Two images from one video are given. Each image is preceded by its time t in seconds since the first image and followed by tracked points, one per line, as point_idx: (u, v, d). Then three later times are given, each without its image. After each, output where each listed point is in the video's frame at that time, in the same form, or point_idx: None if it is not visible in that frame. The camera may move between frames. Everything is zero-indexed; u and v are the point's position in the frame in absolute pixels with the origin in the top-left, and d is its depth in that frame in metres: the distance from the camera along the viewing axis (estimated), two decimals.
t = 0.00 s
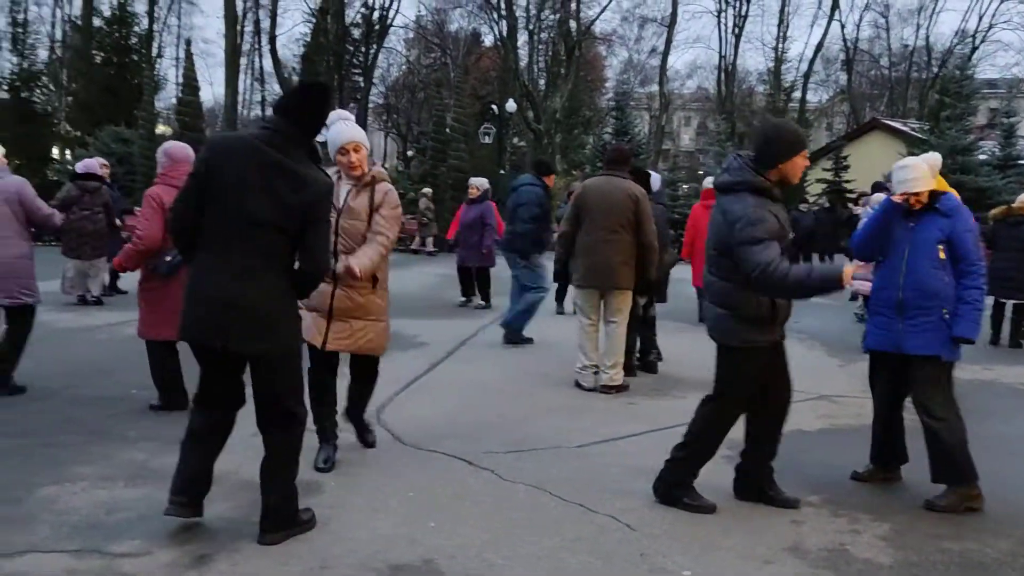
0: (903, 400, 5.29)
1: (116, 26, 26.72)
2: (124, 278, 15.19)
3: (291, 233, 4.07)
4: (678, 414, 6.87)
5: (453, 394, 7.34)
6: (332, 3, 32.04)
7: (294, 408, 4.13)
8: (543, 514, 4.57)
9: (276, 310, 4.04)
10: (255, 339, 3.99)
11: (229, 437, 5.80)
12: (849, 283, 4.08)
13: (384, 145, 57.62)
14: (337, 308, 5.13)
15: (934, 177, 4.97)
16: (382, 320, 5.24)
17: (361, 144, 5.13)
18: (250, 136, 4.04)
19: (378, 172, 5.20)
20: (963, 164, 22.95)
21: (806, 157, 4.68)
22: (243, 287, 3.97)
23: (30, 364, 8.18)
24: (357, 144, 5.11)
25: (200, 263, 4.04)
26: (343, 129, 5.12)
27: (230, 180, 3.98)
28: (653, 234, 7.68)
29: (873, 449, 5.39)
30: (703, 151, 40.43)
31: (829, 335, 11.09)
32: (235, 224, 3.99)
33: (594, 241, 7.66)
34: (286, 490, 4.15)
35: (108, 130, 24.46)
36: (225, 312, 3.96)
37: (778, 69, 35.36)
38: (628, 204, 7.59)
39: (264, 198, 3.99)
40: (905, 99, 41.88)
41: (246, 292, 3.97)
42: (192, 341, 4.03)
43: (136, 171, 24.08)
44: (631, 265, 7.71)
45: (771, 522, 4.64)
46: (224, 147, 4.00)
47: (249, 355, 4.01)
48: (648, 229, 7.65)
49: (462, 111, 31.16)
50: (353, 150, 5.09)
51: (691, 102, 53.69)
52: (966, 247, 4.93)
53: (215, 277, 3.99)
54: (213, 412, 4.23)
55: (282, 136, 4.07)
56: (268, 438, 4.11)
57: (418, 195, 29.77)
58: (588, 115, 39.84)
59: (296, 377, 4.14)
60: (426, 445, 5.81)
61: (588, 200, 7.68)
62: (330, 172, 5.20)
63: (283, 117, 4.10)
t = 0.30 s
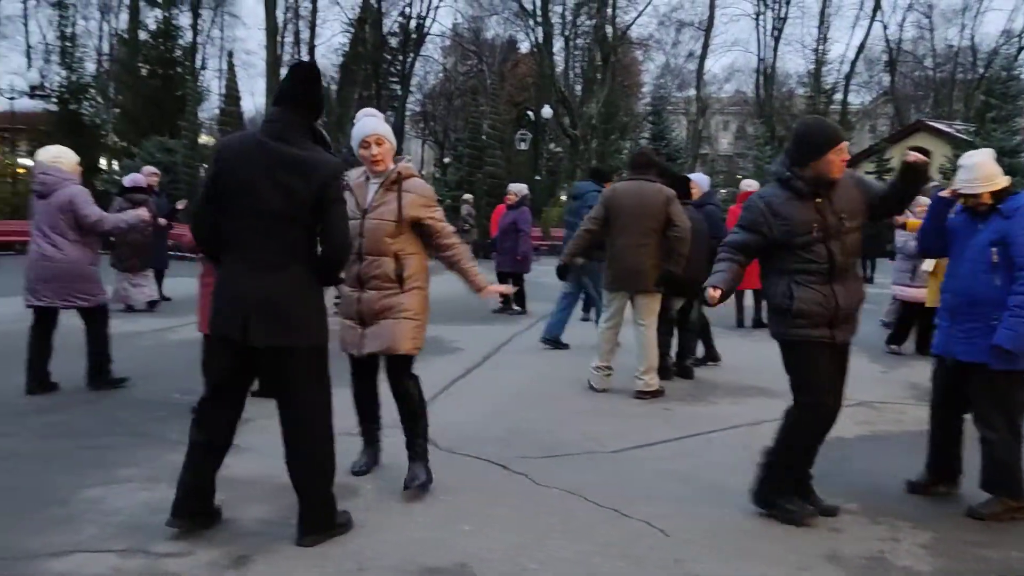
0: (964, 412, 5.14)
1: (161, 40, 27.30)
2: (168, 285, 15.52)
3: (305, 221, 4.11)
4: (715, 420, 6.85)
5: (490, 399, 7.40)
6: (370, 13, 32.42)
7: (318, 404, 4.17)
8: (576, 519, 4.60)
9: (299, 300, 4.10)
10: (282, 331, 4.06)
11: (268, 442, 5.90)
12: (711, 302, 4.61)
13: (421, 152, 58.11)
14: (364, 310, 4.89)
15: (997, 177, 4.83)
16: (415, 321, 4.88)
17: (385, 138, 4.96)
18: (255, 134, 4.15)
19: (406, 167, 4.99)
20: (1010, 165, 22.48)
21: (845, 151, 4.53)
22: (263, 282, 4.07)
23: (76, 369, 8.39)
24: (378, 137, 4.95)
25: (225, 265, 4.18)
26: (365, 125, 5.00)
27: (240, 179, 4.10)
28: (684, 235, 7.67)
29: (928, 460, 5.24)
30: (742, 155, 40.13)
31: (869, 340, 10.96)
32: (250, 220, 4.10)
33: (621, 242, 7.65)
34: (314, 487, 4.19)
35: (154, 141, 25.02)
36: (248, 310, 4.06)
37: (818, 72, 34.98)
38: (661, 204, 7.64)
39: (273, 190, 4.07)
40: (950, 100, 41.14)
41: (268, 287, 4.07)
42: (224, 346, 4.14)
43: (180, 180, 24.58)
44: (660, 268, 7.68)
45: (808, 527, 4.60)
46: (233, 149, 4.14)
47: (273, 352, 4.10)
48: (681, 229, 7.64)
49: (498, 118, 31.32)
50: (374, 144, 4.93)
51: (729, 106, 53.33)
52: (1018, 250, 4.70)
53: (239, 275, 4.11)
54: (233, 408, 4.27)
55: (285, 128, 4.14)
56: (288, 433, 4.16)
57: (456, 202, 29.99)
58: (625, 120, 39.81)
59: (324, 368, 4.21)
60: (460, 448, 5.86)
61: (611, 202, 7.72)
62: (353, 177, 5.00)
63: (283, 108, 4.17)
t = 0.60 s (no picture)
0: None
1: (205, 49, 27.72)
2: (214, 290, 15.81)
3: (285, 222, 4.14)
4: (755, 423, 6.81)
5: (528, 402, 7.44)
6: (408, 19, 32.66)
7: (334, 404, 4.24)
8: (617, 522, 4.61)
9: (293, 299, 4.13)
10: (280, 332, 4.09)
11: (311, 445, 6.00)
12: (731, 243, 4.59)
13: (459, 156, 58.36)
14: (438, 326, 4.78)
15: None
16: (484, 332, 4.79)
17: (416, 157, 4.90)
18: (236, 148, 4.26)
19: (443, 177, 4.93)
20: None
21: (906, 152, 4.38)
22: (261, 287, 4.14)
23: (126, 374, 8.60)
24: (410, 156, 4.88)
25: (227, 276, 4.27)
26: (394, 147, 4.91)
27: (224, 192, 4.20)
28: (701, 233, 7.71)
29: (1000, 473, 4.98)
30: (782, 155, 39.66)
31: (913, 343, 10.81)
32: (239, 230, 4.20)
33: (642, 248, 7.76)
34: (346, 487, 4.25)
35: (198, 148, 25.45)
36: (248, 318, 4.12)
37: (860, 71, 34.46)
38: (678, 209, 7.66)
39: (259, 197, 4.14)
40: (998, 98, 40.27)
41: (262, 291, 4.12)
42: (231, 357, 4.22)
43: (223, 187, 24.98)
44: (684, 270, 7.76)
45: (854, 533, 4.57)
46: (224, 163, 4.25)
47: (285, 356, 4.17)
48: (700, 231, 7.68)
49: (535, 121, 31.35)
50: (407, 164, 4.87)
51: (769, 106, 52.82)
52: None
53: (237, 283, 4.20)
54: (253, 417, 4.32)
55: (267, 135, 4.21)
56: (318, 434, 4.23)
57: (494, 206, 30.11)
58: (663, 121, 39.61)
59: (335, 365, 4.28)
60: (499, 451, 5.91)
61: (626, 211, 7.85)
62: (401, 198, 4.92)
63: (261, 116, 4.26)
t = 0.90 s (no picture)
0: None
1: (246, 53, 28.09)
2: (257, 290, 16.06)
3: (295, 232, 4.17)
4: (799, 423, 6.75)
5: (568, 402, 7.43)
6: (444, 19, 32.74)
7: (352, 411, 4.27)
8: (662, 522, 4.61)
9: (307, 308, 4.15)
10: (294, 340, 4.14)
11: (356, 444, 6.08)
12: (843, 183, 3.99)
13: (496, 155, 58.51)
14: (492, 325, 4.79)
15: None
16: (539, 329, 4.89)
17: (451, 156, 4.86)
18: (264, 160, 4.38)
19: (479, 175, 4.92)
20: None
21: (984, 156, 4.16)
22: (281, 294, 4.19)
23: (174, 374, 8.79)
24: (444, 156, 4.85)
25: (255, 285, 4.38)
26: (427, 149, 4.87)
27: (249, 203, 4.32)
28: (731, 232, 7.69)
29: None
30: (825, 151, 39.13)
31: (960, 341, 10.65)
32: (259, 239, 4.28)
33: (675, 249, 7.72)
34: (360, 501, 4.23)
35: (241, 151, 25.84)
36: (268, 326, 4.18)
37: (904, 64, 33.86)
38: (710, 207, 7.64)
39: (277, 207, 4.21)
40: None
41: (280, 299, 4.18)
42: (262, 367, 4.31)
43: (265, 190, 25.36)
44: (718, 268, 7.72)
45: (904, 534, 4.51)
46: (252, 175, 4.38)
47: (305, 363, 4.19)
48: (730, 230, 7.67)
49: (573, 120, 31.27)
50: (443, 164, 4.82)
51: (810, 102, 52.17)
52: None
53: (259, 292, 4.28)
54: (294, 436, 4.36)
55: (291, 145, 4.29)
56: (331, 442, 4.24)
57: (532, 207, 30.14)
58: (701, 118, 39.29)
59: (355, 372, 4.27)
60: (543, 450, 5.95)
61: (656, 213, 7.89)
62: (435, 203, 4.91)
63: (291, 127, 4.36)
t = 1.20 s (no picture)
0: None
1: (283, 52, 28.49)
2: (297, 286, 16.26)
3: (347, 217, 4.11)
4: (844, 417, 6.70)
5: (609, 397, 7.45)
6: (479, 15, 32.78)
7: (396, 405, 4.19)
8: (708, 515, 4.63)
9: (353, 296, 4.10)
10: (338, 329, 4.11)
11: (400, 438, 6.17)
12: None
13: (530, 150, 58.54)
14: (491, 317, 4.88)
15: None
16: (547, 330, 4.85)
17: (501, 142, 4.92)
18: (321, 141, 4.34)
19: (522, 170, 4.91)
20: None
21: None
22: (327, 281, 4.15)
23: (220, 370, 8.96)
24: (493, 142, 4.93)
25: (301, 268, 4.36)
26: (485, 130, 5.00)
27: (302, 185, 4.29)
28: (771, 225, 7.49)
29: None
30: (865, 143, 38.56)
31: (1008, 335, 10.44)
32: (311, 222, 4.25)
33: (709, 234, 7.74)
34: (403, 498, 4.20)
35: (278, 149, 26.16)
36: (313, 312, 4.17)
37: (946, 54, 33.22)
38: (749, 196, 7.61)
39: (329, 192, 4.16)
40: None
41: (326, 286, 4.15)
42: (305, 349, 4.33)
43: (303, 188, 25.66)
44: (757, 258, 7.67)
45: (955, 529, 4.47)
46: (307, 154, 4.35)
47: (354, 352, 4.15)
48: (771, 228, 7.48)
49: (608, 114, 31.12)
50: (489, 150, 4.92)
51: (849, 93, 51.42)
52: None
53: (308, 274, 4.25)
54: (332, 415, 4.39)
55: (352, 130, 4.26)
56: (376, 436, 4.16)
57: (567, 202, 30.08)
58: (738, 110, 38.94)
59: (399, 365, 4.19)
60: (586, 443, 5.98)
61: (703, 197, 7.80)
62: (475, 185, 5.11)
63: (355, 115, 4.34)
